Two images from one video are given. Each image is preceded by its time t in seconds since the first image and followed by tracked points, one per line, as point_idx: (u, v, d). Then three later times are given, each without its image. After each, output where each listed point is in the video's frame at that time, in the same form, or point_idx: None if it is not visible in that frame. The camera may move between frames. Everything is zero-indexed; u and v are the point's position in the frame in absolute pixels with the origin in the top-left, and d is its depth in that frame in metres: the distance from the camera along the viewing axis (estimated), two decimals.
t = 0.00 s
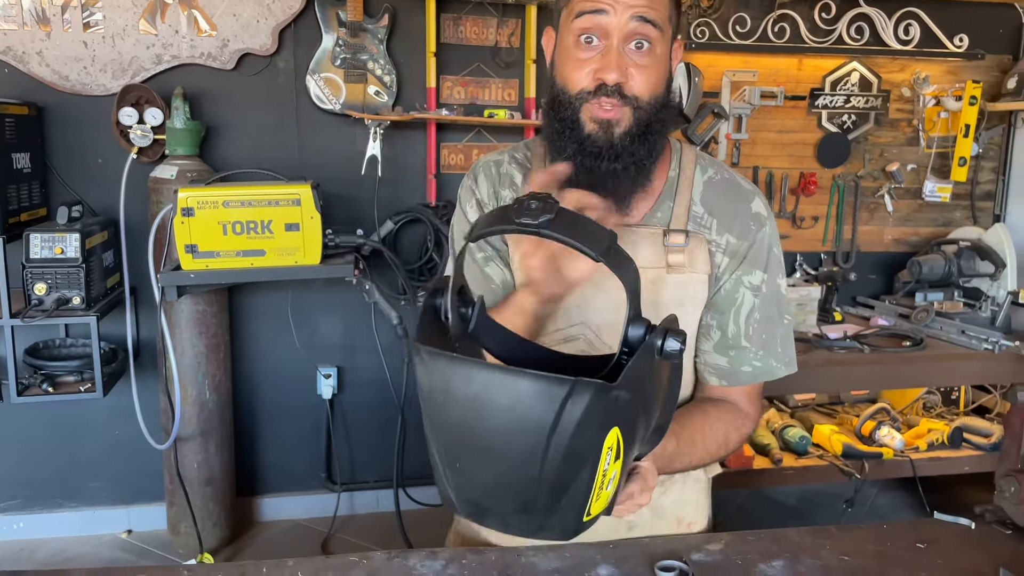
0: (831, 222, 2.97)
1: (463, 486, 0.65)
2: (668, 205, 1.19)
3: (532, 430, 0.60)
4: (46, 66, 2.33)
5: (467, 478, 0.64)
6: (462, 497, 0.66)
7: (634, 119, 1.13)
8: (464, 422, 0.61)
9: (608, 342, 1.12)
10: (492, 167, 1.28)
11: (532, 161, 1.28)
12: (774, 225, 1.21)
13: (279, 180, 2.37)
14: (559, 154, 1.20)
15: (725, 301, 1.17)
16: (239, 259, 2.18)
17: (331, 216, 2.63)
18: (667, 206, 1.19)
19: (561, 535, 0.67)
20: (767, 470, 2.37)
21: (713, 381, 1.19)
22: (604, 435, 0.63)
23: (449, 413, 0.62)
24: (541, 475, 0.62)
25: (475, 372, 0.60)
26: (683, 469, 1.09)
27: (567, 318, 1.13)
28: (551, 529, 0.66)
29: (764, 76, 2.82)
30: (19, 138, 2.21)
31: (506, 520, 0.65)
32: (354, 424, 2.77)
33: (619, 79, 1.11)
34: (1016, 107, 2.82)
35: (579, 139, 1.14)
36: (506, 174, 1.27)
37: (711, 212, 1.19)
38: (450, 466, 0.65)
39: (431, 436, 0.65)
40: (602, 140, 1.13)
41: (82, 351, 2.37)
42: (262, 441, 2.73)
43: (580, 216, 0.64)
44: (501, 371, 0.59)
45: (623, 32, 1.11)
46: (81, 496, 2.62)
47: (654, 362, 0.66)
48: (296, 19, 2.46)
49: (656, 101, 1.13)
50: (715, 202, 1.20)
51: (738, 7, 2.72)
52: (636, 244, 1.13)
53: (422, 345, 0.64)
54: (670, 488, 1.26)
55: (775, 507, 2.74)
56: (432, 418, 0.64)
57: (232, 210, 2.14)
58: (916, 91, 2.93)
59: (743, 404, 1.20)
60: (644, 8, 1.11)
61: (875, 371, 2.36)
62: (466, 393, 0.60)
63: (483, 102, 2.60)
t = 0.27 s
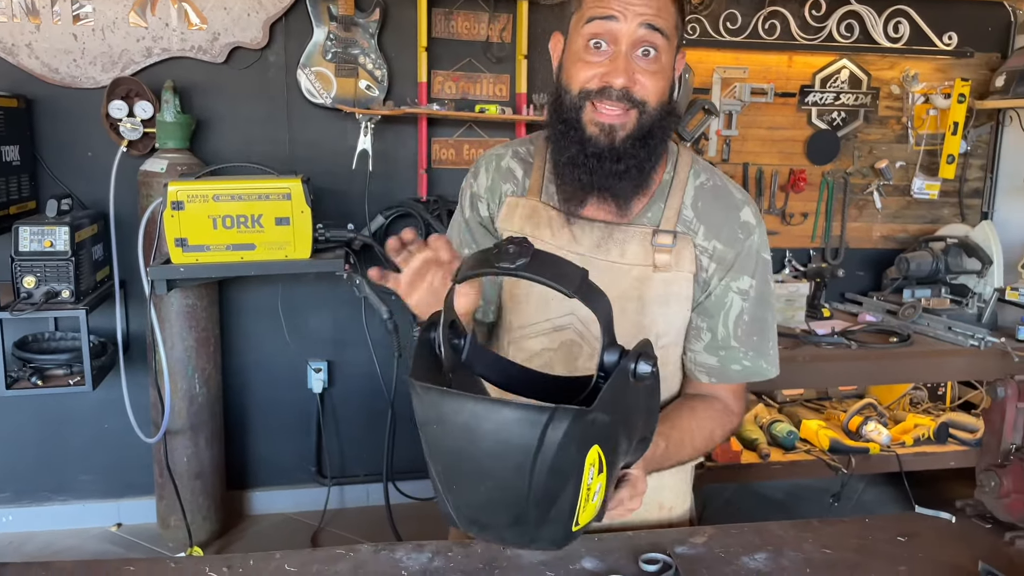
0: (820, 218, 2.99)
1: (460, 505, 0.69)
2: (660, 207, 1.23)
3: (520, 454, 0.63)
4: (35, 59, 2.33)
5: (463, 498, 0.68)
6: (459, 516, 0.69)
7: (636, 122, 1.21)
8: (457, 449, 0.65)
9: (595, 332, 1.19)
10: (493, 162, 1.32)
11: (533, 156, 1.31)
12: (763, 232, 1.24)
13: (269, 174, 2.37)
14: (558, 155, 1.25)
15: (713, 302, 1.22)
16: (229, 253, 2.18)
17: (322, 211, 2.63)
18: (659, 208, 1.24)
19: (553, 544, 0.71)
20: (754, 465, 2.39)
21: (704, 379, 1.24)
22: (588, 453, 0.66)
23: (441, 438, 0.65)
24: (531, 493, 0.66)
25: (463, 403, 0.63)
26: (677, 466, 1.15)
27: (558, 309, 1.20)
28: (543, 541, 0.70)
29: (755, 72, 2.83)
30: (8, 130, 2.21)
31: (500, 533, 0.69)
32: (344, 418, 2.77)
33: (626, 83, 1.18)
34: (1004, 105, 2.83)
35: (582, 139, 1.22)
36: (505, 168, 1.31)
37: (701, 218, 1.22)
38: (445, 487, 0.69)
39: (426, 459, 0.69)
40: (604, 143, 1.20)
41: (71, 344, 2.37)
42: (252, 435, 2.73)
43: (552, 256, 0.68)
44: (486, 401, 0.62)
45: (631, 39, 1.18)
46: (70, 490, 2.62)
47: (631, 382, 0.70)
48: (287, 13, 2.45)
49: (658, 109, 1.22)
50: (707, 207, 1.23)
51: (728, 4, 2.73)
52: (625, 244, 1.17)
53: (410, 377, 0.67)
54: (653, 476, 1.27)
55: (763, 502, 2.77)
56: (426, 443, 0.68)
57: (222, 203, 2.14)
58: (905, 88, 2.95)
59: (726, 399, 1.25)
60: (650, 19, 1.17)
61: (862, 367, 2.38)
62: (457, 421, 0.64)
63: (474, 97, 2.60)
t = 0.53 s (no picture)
0: (812, 218, 3.00)
1: (457, 452, 0.80)
2: (623, 186, 1.29)
3: (516, 404, 0.75)
4: (30, 55, 2.32)
5: (459, 445, 0.79)
6: (455, 461, 0.81)
7: (594, 109, 1.25)
8: (458, 398, 0.76)
9: (572, 308, 1.23)
10: (461, 165, 1.38)
11: (501, 155, 1.37)
12: (720, 206, 1.31)
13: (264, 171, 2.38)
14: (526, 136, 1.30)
15: (676, 271, 1.28)
16: (223, 250, 2.19)
17: (316, 208, 2.63)
18: (621, 187, 1.30)
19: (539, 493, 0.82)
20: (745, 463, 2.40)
21: (673, 348, 1.27)
22: (577, 407, 0.77)
23: (444, 390, 0.76)
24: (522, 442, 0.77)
25: (467, 358, 0.74)
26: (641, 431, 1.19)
27: (534, 288, 1.24)
28: (530, 488, 0.81)
29: (748, 72, 2.84)
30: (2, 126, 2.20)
31: (491, 479, 0.81)
32: (337, 414, 2.78)
33: (584, 73, 1.22)
34: (995, 107, 2.84)
35: (544, 122, 1.26)
36: (473, 167, 1.37)
37: (663, 194, 1.29)
38: (444, 435, 0.80)
39: (429, 410, 0.80)
40: (564, 126, 1.24)
41: (64, 340, 2.37)
42: (245, 431, 2.74)
43: (557, 223, 0.79)
44: (492, 357, 0.73)
45: (589, 34, 1.22)
46: (63, 485, 2.62)
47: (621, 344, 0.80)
48: (282, 10, 2.46)
49: (615, 97, 1.25)
50: (668, 183, 1.30)
51: (722, 4, 2.74)
52: (593, 219, 1.22)
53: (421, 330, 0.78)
54: (633, 454, 1.29)
55: (754, 500, 2.79)
56: (429, 395, 0.79)
57: (216, 200, 2.14)
58: (897, 89, 2.97)
59: (693, 368, 1.29)
60: (607, 17, 1.21)
61: (853, 366, 2.39)
62: (461, 375, 0.75)
63: (468, 96, 2.61)
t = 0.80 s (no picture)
0: (803, 223, 3.02)
1: (470, 430, 0.87)
2: (558, 182, 1.41)
3: (520, 374, 0.83)
4: (24, 56, 2.33)
5: (471, 422, 0.86)
6: (469, 439, 0.88)
7: (528, 113, 1.34)
8: (468, 378, 0.84)
9: (525, 299, 1.29)
10: (401, 182, 1.44)
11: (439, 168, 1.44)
12: (646, 189, 1.45)
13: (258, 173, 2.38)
14: (467, 143, 1.36)
15: (620, 257, 1.40)
16: (217, 252, 2.19)
17: (310, 210, 2.64)
18: (557, 183, 1.41)
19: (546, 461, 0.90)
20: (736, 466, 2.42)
21: (629, 326, 1.39)
22: (574, 375, 0.86)
23: (454, 371, 0.84)
24: (529, 411, 0.85)
25: (474, 338, 0.82)
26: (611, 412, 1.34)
27: (487, 287, 1.29)
28: (538, 457, 0.89)
29: (740, 78, 2.86)
30: None
31: (503, 452, 0.88)
32: (330, 416, 2.78)
33: (517, 80, 1.31)
34: (985, 115, 2.86)
35: (484, 128, 1.33)
36: (413, 183, 1.43)
37: (597, 186, 1.41)
38: (456, 415, 0.87)
39: (440, 395, 0.87)
40: (504, 129, 1.31)
41: (57, 341, 2.37)
42: (237, 433, 2.74)
43: (535, 212, 0.86)
44: (495, 332, 0.82)
45: (518, 46, 1.31)
46: (55, 486, 2.62)
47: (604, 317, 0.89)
48: (277, 13, 2.46)
49: (546, 101, 1.35)
50: (600, 176, 1.42)
51: (715, 10, 2.76)
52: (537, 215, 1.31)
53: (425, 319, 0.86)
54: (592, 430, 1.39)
55: (744, 503, 2.81)
56: (440, 380, 0.86)
57: (210, 202, 2.15)
58: (888, 96, 2.99)
59: (645, 340, 1.42)
60: (533, 31, 1.31)
61: (843, 371, 2.41)
62: (469, 354, 0.83)
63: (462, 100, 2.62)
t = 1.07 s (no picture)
0: (794, 233, 3.05)
1: (455, 444, 0.89)
2: (514, 187, 1.43)
3: (502, 390, 0.85)
4: (19, 61, 2.34)
5: (457, 437, 0.88)
6: (455, 453, 0.90)
7: (475, 121, 1.38)
8: (452, 396, 0.85)
9: (486, 300, 1.31)
10: (360, 192, 1.45)
11: (399, 177, 1.45)
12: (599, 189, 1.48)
13: (251, 180, 2.39)
14: (420, 154, 1.40)
15: (577, 257, 1.44)
16: (210, 257, 2.20)
17: (304, 216, 2.65)
18: (512, 189, 1.43)
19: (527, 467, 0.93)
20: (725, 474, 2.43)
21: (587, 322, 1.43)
22: (551, 385, 0.88)
23: (439, 390, 0.85)
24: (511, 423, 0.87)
25: (457, 359, 0.84)
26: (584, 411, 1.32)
27: (450, 290, 1.31)
28: (520, 463, 0.92)
29: (731, 89, 2.88)
30: None
31: (488, 463, 0.90)
32: (321, 422, 2.79)
33: (461, 91, 1.36)
34: (974, 126, 2.89)
35: (434, 137, 1.37)
36: (373, 193, 1.44)
37: (550, 189, 1.44)
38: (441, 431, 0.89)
39: (424, 412, 0.89)
40: (453, 136, 1.35)
41: (49, 345, 2.38)
42: (229, 438, 2.74)
43: (510, 237, 0.90)
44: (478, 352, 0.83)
45: (459, 59, 1.35)
46: (45, 491, 2.62)
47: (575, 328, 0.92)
48: (272, 21, 2.48)
49: (491, 109, 1.40)
50: (553, 179, 1.45)
51: (708, 21, 2.78)
52: (494, 221, 1.34)
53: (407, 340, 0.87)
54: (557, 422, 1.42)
55: (733, 510, 2.82)
56: (424, 400, 0.87)
57: (204, 208, 2.16)
58: (878, 107, 3.02)
59: (604, 336, 1.45)
60: (473, 43, 1.35)
61: (832, 380, 2.43)
62: (453, 373, 0.84)
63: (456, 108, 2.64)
